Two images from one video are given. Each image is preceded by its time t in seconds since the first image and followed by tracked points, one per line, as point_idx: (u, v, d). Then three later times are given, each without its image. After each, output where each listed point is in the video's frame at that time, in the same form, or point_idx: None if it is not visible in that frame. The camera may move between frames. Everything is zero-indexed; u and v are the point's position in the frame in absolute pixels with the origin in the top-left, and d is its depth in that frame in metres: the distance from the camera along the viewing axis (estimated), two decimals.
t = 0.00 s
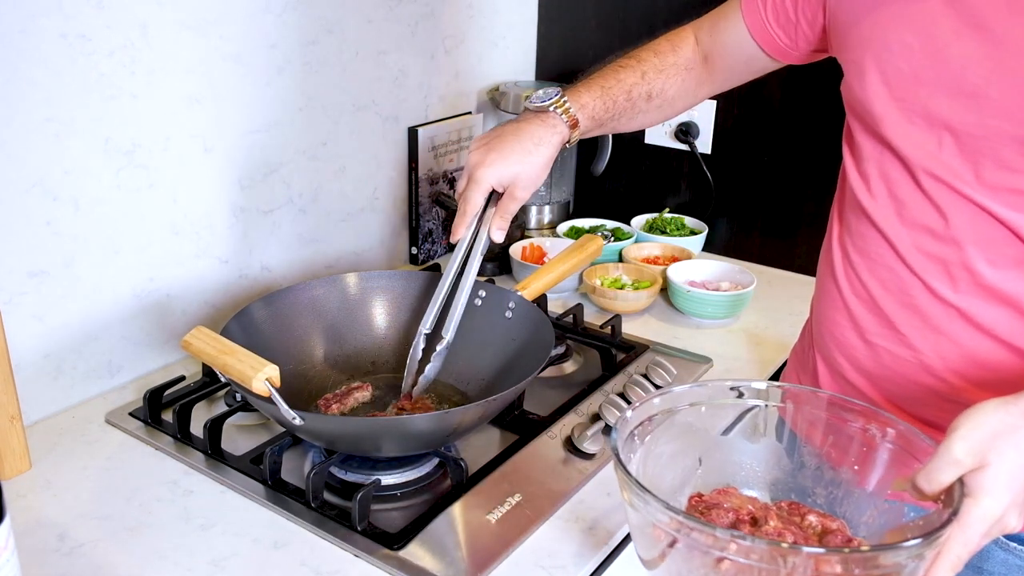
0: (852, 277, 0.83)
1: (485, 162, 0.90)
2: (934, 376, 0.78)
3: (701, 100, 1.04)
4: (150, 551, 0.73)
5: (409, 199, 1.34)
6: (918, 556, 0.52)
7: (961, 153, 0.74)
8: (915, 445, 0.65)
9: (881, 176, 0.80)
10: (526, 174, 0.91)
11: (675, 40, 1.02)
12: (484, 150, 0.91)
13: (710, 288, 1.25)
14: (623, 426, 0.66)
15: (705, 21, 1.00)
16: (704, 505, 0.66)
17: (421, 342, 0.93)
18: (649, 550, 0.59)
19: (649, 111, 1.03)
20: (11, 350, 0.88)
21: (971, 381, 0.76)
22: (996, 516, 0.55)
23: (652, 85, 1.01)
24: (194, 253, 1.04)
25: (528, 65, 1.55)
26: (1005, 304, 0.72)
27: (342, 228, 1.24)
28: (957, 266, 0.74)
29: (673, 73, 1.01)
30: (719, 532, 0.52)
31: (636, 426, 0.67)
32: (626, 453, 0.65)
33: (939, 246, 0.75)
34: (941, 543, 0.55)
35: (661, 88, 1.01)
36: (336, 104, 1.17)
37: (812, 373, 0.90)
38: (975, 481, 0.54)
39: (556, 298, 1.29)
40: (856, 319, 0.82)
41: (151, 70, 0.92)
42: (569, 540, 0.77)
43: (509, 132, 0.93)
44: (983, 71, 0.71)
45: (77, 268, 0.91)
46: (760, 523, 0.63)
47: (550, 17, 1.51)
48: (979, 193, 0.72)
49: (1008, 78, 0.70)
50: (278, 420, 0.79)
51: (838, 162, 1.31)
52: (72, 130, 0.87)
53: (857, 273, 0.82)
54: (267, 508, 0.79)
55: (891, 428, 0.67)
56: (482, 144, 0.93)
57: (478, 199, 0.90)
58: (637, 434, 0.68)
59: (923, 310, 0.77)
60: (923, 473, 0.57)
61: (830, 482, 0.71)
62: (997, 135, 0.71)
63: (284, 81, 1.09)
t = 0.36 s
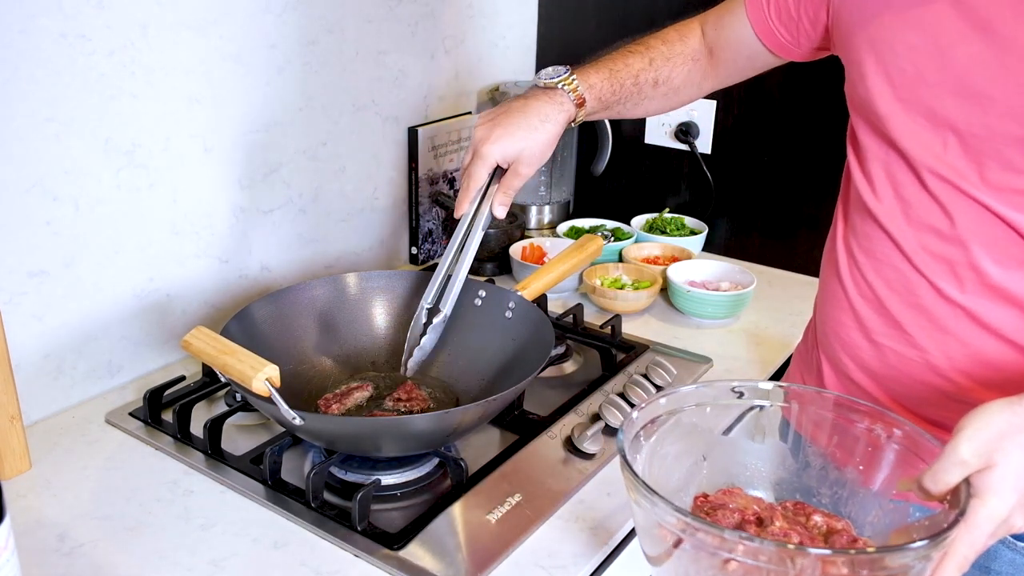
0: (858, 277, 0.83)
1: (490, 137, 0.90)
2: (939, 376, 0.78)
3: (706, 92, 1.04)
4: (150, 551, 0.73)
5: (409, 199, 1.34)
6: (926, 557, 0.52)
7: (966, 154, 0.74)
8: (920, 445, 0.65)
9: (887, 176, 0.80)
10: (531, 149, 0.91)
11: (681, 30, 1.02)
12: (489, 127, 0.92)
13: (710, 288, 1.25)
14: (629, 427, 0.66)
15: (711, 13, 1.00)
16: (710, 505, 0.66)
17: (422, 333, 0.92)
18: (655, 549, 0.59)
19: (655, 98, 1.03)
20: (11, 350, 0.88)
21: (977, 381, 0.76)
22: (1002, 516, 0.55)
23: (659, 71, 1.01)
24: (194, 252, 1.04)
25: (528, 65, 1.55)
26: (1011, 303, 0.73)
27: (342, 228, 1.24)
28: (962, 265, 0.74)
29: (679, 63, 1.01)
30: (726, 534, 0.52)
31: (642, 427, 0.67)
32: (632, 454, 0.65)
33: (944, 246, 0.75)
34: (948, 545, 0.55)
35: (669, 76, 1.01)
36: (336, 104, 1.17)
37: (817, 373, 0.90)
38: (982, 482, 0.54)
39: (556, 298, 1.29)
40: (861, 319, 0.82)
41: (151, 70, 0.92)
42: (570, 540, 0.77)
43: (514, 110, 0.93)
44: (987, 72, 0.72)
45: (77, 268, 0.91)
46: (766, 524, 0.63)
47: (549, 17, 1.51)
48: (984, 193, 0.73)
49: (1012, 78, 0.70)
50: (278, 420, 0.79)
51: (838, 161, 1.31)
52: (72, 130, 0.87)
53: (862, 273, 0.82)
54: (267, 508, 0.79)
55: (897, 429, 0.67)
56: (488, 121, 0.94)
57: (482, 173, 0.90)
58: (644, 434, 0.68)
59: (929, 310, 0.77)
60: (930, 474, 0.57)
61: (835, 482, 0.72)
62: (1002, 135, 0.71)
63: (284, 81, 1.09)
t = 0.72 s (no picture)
0: (858, 277, 0.83)
1: (486, 166, 0.90)
2: (939, 376, 0.78)
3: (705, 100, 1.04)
4: (150, 551, 0.73)
5: (409, 199, 1.34)
6: (926, 556, 0.52)
7: (965, 154, 0.74)
8: (921, 444, 0.65)
9: (886, 176, 0.80)
10: (529, 176, 0.91)
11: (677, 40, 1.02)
12: (485, 154, 0.92)
13: (709, 288, 1.25)
14: (631, 428, 0.66)
15: (707, 22, 1.00)
16: (711, 505, 0.66)
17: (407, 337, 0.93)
18: (656, 548, 0.59)
19: (654, 111, 1.03)
20: (11, 350, 0.88)
21: (975, 381, 0.76)
22: (1002, 514, 0.55)
23: (656, 85, 1.01)
24: (194, 252, 1.04)
25: (528, 65, 1.55)
26: (1010, 303, 0.73)
27: (342, 228, 1.24)
28: (961, 265, 0.74)
29: (677, 74, 1.01)
30: (727, 535, 0.52)
31: (644, 427, 0.67)
32: (633, 453, 0.65)
33: (943, 246, 0.75)
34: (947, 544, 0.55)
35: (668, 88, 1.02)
36: (336, 104, 1.17)
37: (817, 373, 0.90)
38: (982, 481, 0.54)
39: (556, 298, 1.29)
40: (861, 319, 0.82)
41: (151, 70, 0.92)
42: (570, 539, 0.77)
43: (511, 136, 0.93)
44: (986, 73, 0.72)
45: (77, 267, 0.91)
46: (767, 523, 0.63)
47: (549, 17, 1.51)
48: (983, 193, 0.72)
49: (1011, 79, 0.70)
50: (278, 420, 0.79)
51: (838, 161, 1.31)
52: (72, 130, 0.87)
53: (861, 273, 0.82)
54: (267, 508, 0.79)
55: (897, 427, 0.67)
56: (485, 146, 0.93)
57: (479, 202, 0.90)
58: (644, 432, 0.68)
59: (928, 310, 0.77)
60: (930, 472, 0.57)
61: (836, 481, 0.72)
62: (1001, 135, 0.71)
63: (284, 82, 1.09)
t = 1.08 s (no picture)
0: (857, 277, 0.83)
1: (483, 138, 0.92)
2: (938, 376, 0.77)
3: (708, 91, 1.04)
4: (151, 551, 0.74)
5: (409, 199, 1.34)
6: (918, 556, 0.52)
7: (964, 154, 0.74)
8: (915, 445, 0.65)
9: (886, 176, 0.80)
10: (523, 150, 0.93)
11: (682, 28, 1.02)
12: (482, 127, 0.93)
13: (709, 288, 1.25)
14: (626, 427, 0.66)
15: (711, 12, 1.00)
16: (707, 505, 0.66)
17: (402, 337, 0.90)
18: (651, 550, 0.59)
19: (654, 97, 1.03)
20: (11, 350, 0.88)
21: (973, 381, 0.76)
22: (996, 516, 0.55)
23: (657, 70, 1.02)
24: (194, 252, 1.04)
25: (528, 65, 1.54)
26: (1008, 303, 0.73)
27: (342, 228, 1.24)
28: (960, 266, 0.74)
29: (680, 65, 1.01)
30: (720, 534, 0.52)
31: (639, 427, 0.68)
32: (629, 452, 0.65)
33: (941, 246, 0.75)
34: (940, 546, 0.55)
35: (668, 74, 1.02)
36: (336, 104, 1.17)
37: (816, 373, 0.90)
38: (976, 483, 0.54)
39: (556, 298, 1.29)
40: (860, 319, 0.82)
41: (151, 70, 0.92)
42: (569, 539, 0.77)
43: (508, 111, 0.95)
44: (986, 73, 0.72)
45: (77, 267, 0.91)
46: (762, 523, 0.63)
47: (549, 17, 1.51)
48: (982, 193, 0.73)
49: (1010, 79, 0.70)
50: (278, 420, 0.79)
51: (838, 161, 1.31)
52: (71, 130, 0.87)
53: (860, 272, 0.82)
54: (267, 508, 0.79)
55: (891, 428, 0.67)
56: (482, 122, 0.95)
57: (474, 172, 0.91)
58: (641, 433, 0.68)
59: (927, 309, 0.77)
60: (923, 474, 0.57)
61: (832, 482, 0.71)
62: (999, 135, 0.71)
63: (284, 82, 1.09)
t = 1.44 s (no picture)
0: (859, 277, 0.83)
1: (470, 125, 0.91)
2: (940, 376, 0.78)
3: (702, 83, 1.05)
4: (151, 551, 0.73)
5: (408, 200, 1.34)
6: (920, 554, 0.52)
7: (965, 153, 0.74)
8: (917, 444, 0.65)
9: (888, 176, 0.80)
10: (512, 134, 0.92)
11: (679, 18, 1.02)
12: (470, 113, 0.93)
13: (709, 288, 1.25)
14: (626, 425, 0.66)
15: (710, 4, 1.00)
16: (708, 503, 0.66)
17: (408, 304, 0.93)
18: (653, 548, 0.59)
19: (646, 86, 1.03)
20: (11, 350, 0.88)
21: (974, 380, 0.76)
22: (998, 515, 0.55)
23: (650, 60, 1.01)
24: (194, 252, 1.04)
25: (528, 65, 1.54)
26: (1010, 304, 0.73)
27: (342, 228, 1.24)
28: (963, 265, 0.74)
29: (675, 56, 1.01)
30: (721, 531, 0.52)
31: (640, 425, 0.68)
32: (629, 450, 0.65)
33: (944, 246, 0.75)
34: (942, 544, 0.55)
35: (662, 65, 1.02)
36: (335, 104, 1.17)
37: (819, 373, 0.90)
38: (978, 481, 0.54)
39: (556, 298, 1.29)
40: (863, 319, 0.82)
41: (151, 70, 0.92)
42: (570, 539, 0.77)
43: (497, 96, 0.94)
44: (988, 73, 0.72)
45: (77, 267, 0.91)
46: (763, 522, 0.63)
47: (549, 17, 1.51)
48: (983, 192, 0.73)
49: (1012, 79, 0.70)
50: (278, 420, 0.79)
51: (838, 161, 1.31)
52: (71, 130, 0.87)
53: (863, 272, 0.82)
54: (267, 508, 0.79)
55: (894, 427, 0.68)
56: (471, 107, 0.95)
57: (462, 160, 0.92)
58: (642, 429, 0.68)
59: (930, 309, 0.77)
60: (925, 473, 0.57)
61: (832, 482, 0.71)
62: (1000, 134, 0.71)
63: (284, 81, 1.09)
